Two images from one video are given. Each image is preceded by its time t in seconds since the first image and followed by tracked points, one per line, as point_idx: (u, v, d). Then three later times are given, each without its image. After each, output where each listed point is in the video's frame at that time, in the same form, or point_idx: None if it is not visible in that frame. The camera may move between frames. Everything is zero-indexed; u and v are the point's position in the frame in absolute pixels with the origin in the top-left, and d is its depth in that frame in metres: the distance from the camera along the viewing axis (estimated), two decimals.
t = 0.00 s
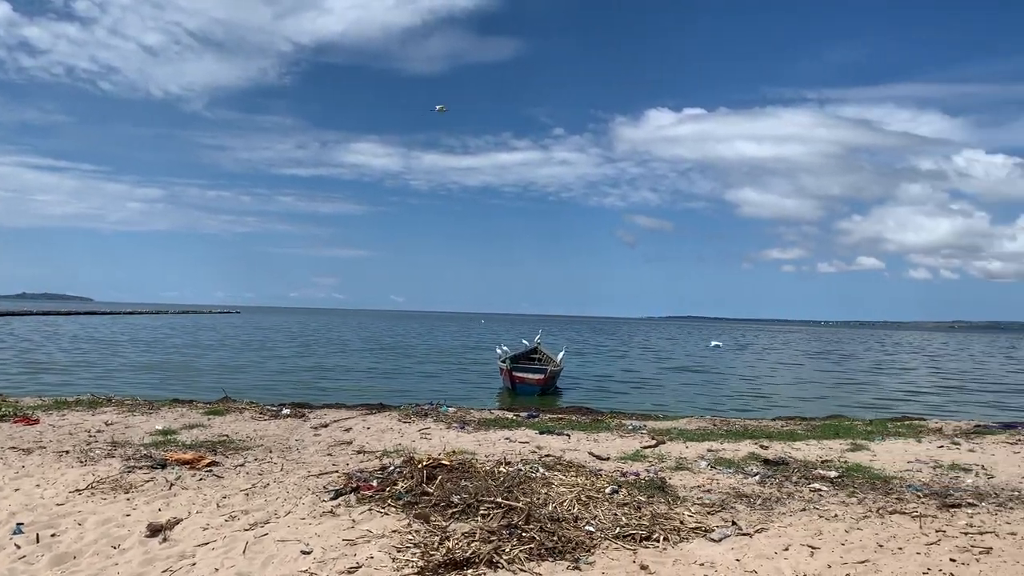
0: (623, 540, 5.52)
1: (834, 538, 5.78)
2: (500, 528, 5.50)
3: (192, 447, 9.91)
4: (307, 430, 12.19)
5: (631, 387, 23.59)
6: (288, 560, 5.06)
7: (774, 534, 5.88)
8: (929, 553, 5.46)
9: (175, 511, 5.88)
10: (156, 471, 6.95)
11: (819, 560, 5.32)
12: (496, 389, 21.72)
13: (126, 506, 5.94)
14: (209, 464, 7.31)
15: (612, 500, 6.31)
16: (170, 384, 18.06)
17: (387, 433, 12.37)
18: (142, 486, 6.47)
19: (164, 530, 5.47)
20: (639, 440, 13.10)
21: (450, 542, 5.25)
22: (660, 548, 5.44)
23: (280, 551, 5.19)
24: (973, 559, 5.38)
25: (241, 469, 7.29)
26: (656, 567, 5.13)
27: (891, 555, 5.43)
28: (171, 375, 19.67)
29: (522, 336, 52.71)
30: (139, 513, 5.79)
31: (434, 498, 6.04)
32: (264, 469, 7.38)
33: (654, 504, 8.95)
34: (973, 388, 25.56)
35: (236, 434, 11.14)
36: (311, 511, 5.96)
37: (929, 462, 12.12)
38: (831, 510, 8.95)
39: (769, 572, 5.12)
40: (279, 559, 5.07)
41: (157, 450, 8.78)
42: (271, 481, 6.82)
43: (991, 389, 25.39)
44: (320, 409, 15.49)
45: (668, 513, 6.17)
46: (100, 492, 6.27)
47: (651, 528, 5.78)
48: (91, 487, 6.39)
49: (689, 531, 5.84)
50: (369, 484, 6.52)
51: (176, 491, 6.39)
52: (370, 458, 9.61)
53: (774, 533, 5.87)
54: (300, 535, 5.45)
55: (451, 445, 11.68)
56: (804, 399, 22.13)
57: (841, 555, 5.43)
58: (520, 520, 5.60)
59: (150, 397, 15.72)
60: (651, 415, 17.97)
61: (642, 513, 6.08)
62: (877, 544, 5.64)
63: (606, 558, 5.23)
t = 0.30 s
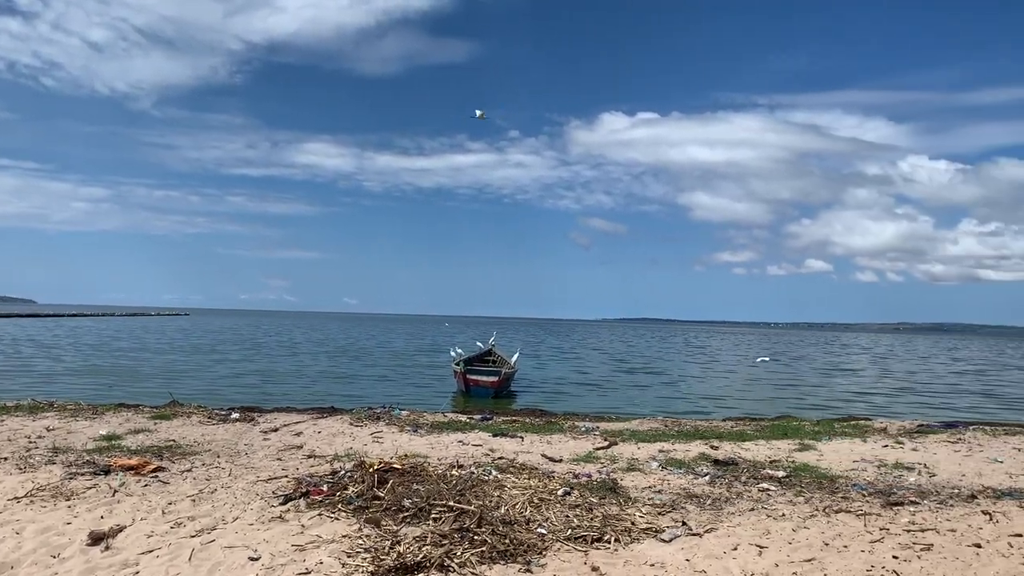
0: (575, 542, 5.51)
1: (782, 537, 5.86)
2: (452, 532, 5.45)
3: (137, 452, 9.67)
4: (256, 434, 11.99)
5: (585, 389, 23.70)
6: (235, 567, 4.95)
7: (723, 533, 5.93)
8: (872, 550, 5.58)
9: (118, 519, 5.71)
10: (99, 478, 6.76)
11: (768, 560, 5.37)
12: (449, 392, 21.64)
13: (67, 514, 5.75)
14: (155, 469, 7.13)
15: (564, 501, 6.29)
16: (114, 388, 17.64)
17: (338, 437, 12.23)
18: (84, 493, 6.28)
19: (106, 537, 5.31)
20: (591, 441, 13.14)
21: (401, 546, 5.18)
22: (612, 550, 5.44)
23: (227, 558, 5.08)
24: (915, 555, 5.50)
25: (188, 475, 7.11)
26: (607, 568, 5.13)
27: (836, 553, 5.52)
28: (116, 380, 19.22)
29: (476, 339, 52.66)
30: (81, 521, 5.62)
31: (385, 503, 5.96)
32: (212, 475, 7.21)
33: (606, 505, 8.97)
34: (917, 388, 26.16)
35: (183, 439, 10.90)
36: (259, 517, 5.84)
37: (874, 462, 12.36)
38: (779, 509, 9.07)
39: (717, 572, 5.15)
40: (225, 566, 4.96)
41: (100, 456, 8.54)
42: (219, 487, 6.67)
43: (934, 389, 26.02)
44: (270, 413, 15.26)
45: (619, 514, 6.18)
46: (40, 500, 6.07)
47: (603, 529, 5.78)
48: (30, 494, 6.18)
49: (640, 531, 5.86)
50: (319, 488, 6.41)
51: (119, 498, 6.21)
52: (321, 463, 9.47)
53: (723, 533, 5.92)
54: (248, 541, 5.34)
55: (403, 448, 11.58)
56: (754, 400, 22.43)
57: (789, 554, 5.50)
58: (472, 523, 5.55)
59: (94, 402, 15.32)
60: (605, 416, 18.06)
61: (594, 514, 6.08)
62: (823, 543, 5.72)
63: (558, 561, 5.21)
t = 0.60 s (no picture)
0: (525, 543, 5.49)
1: (728, 536, 5.92)
2: (400, 535, 5.39)
3: (76, 457, 9.40)
4: (201, 437, 11.76)
5: (536, 391, 23.73)
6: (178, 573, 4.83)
7: (671, 533, 5.97)
8: (815, 548, 5.68)
9: (55, 526, 5.54)
10: (36, 484, 6.54)
11: (714, 558, 5.42)
12: (400, 394, 21.50)
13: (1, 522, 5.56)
14: (95, 474, 6.94)
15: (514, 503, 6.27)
16: (54, 391, 17.15)
17: (286, 440, 12.04)
18: (20, 500, 6.07)
19: (42, 545, 5.15)
20: (542, 443, 13.15)
21: (349, 550, 5.11)
22: (561, 551, 5.44)
23: (170, 564, 4.96)
24: (857, 552, 5.61)
25: (130, 479, 6.93)
26: (556, 569, 5.13)
27: (781, 551, 5.59)
28: (56, 383, 18.69)
29: (428, 340, 52.44)
30: (16, 529, 5.44)
31: (333, 506, 5.87)
32: (155, 479, 7.03)
33: (555, 506, 8.97)
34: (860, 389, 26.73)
35: (125, 443, 10.63)
36: (203, 522, 5.70)
37: (818, 461, 12.59)
38: (725, 509, 9.18)
39: (665, 571, 5.18)
40: (167, 573, 4.84)
41: (37, 461, 8.27)
42: (162, 491, 6.51)
43: (876, 390, 26.63)
44: (217, 416, 14.98)
45: (568, 515, 6.18)
46: None
47: (552, 530, 5.77)
48: None
49: (589, 532, 5.87)
50: (266, 492, 6.28)
51: (57, 504, 6.02)
52: (268, 466, 9.32)
53: (670, 532, 5.96)
54: (192, 546, 5.22)
55: (352, 451, 11.46)
56: (703, 401, 22.71)
57: (734, 552, 5.56)
58: (421, 525, 5.49)
59: (32, 406, 14.87)
60: (556, 418, 18.11)
61: (544, 516, 6.07)
62: (768, 541, 5.80)
63: (507, 562, 5.19)
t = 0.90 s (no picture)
0: (469, 546, 5.48)
1: (671, 536, 5.99)
2: (343, 538, 5.32)
3: (7, 461, 9.10)
4: (141, 440, 11.49)
5: (484, 392, 23.73)
6: None
7: (615, 533, 6.02)
8: (755, 547, 5.79)
9: None
10: None
11: (657, 558, 5.48)
12: (346, 396, 21.28)
13: None
14: (27, 479, 6.72)
15: (460, 505, 6.24)
16: None
17: (228, 442, 11.83)
18: None
19: None
20: (488, 444, 13.14)
21: (291, 554, 5.04)
22: (506, 553, 5.43)
23: (105, 570, 4.83)
24: (796, 552, 5.72)
25: (64, 484, 6.73)
26: (501, 571, 5.12)
27: (722, 551, 5.68)
28: None
29: (375, 342, 52.09)
30: None
31: (275, 510, 5.76)
32: (90, 483, 6.83)
33: (501, 508, 8.97)
34: (802, 391, 27.27)
35: (60, 447, 10.33)
36: (141, 527, 5.56)
37: (759, 461, 12.81)
38: (668, 509, 9.28)
39: (608, 572, 5.22)
40: None
41: None
42: (98, 496, 6.33)
43: (817, 391, 27.20)
44: (156, 418, 14.65)
45: (513, 517, 6.18)
46: None
47: (497, 532, 5.76)
48: None
49: (534, 534, 5.88)
50: (206, 496, 6.14)
51: None
52: (209, 469, 9.14)
53: (614, 533, 6.00)
54: (129, 552, 5.09)
55: (296, 453, 11.30)
56: (649, 403, 22.94)
57: (677, 553, 5.62)
58: (365, 529, 5.43)
59: None
60: (503, 419, 18.12)
61: (488, 518, 6.06)
62: (710, 541, 5.89)
63: (451, 564, 5.16)
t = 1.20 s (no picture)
0: (409, 549, 5.42)
1: (611, 537, 6.02)
2: (281, 543, 5.22)
3: None
4: (70, 444, 11.12)
5: (427, 395, 23.60)
6: None
7: (555, 536, 6.02)
8: (693, 548, 5.86)
9: None
10: None
11: (596, 560, 5.50)
12: (286, 398, 20.96)
13: None
14: None
15: (400, 508, 6.17)
16: None
17: (163, 446, 11.53)
18: None
19: None
20: (431, 447, 13.06)
21: (227, 560, 4.92)
22: (446, 556, 5.39)
23: None
24: (733, 552, 5.80)
25: None
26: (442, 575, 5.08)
27: (660, 552, 5.73)
28: None
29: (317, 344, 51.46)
30: None
31: (211, 514, 5.61)
32: (15, 489, 6.57)
33: (442, 511, 8.91)
34: (741, 394, 27.75)
35: None
36: (69, 533, 5.38)
37: (699, 463, 12.97)
38: (609, 511, 9.34)
39: (548, 574, 5.22)
40: None
41: None
42: (23, 502, 6.09)
43: (755, 394, 27.67)
44: (88, 421, 14.21)
45: (454, 520, 6.14)
46: None
47: (438, 536, 5.71)
48: None
49: (475, 537, 5.84)
50: (139, 501, 5.95)
51: None
52: (142, 473, 8.89)
53: (555, 535, 6.00)
54: (55, 560, 4.92)
55: (233, 457, 11.07)
56: (591, 405, 23.11)
57: (616, 554, 5.65)
58: (303, 533, 5.33)
59: None
60: (446, 422, 18.04)
61: (429, 521, 6.01)
62: (649, 542, 5.94)
63: (391, 569, 5.10)
